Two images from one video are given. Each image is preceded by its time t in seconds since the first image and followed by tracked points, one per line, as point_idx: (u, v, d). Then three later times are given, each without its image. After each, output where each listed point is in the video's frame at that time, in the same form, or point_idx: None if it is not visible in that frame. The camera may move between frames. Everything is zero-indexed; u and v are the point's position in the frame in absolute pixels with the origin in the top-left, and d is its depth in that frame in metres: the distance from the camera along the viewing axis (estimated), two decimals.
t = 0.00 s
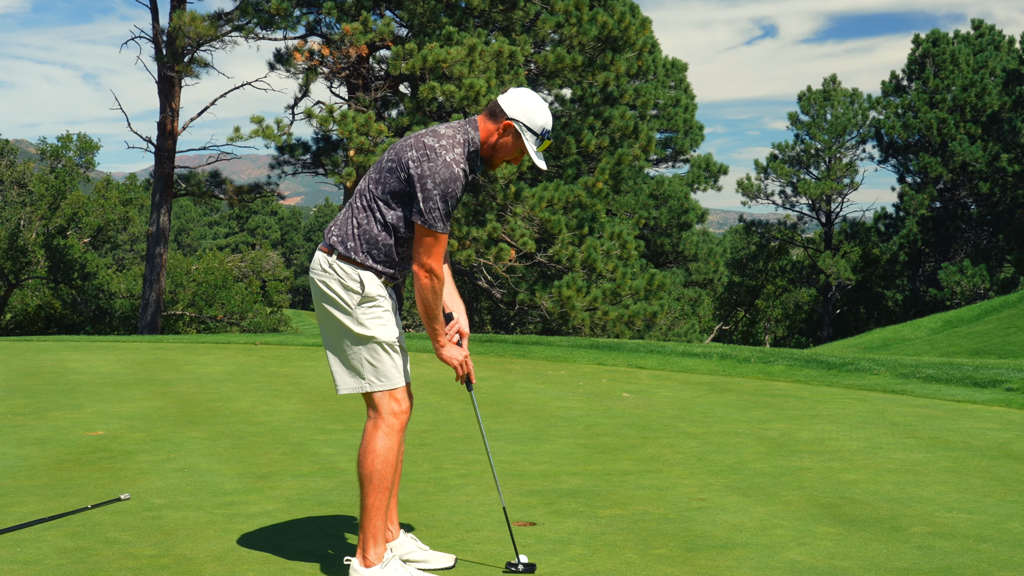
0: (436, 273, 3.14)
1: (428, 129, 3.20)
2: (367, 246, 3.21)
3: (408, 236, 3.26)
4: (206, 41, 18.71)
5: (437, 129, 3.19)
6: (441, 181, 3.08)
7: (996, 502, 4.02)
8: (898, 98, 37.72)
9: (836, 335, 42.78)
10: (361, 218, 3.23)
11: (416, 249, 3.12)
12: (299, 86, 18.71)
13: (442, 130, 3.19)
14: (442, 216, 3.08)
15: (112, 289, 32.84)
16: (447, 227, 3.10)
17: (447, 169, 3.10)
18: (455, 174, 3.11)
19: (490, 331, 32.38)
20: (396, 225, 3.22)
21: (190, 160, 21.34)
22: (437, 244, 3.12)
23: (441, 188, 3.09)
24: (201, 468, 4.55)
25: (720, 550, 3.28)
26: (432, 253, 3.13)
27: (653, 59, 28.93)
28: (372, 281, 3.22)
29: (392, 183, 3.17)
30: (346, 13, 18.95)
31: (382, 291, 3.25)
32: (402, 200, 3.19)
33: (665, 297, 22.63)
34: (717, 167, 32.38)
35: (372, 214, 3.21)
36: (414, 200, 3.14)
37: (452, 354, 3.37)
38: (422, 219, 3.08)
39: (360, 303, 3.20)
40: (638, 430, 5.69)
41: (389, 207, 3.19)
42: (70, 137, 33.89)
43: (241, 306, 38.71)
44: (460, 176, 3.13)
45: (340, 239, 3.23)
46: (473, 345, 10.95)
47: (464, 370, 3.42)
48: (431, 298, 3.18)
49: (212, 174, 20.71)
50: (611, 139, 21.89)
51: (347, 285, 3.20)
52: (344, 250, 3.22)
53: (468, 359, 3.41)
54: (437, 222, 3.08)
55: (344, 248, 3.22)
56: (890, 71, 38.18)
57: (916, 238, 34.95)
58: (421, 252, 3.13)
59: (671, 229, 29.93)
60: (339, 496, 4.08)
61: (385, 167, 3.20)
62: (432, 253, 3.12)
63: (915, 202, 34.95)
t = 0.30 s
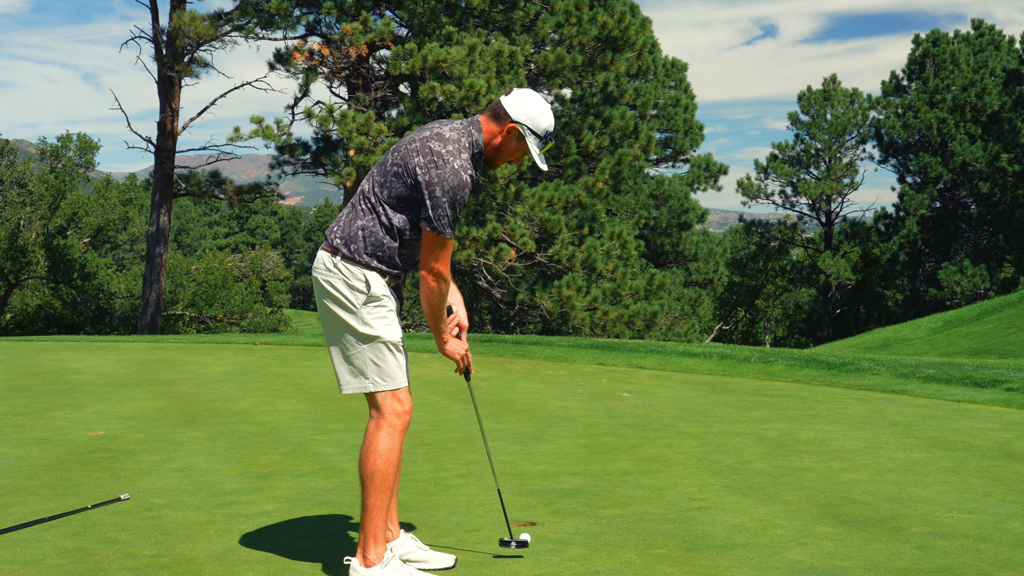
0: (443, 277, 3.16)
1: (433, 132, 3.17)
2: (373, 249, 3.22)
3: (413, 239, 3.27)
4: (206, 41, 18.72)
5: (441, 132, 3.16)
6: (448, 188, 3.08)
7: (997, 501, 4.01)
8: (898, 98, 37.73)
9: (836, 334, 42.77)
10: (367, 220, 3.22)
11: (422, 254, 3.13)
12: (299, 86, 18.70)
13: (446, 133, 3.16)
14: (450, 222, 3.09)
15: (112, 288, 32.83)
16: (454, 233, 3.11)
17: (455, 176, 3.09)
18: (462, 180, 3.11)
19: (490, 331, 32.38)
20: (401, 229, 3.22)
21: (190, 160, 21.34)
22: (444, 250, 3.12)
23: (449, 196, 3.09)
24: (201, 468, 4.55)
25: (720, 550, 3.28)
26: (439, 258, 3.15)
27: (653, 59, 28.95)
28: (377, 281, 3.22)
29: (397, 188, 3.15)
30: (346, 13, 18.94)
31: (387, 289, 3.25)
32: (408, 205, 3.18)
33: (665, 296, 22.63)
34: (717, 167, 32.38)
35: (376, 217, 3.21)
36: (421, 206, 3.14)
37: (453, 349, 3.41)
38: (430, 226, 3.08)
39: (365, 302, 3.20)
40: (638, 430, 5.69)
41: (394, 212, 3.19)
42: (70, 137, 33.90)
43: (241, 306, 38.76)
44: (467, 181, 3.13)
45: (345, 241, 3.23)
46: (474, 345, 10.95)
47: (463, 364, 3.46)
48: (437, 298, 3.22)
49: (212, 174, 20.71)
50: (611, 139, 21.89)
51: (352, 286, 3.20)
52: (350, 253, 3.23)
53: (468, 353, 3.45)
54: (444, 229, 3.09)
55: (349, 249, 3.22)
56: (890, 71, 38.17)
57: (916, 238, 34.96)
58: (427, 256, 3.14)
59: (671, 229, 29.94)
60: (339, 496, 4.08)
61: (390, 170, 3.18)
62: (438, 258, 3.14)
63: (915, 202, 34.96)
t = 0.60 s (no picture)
0: (442, 274, 3.15)
1: (431, 128, 3.18)
2: (374, 248, 3.21)
3: (413, 238, 3.27)
4: (206, 41, 18.71)
5: (438, 129, 3.18)
6: (447, 182, 3.09)
7: (996, 501, 4.01)
8: (898, 98, 37.73)
9: (836, 335, 42.75)
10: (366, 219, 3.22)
11: (421, 249, 3.12)
12: (299, 86, 18.70)
13: (444, 129, 3.18)
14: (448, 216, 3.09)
15: (112, 288, 32.83)
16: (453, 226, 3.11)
17: (454, 171, 3.10)
18: (460, 175, 3.12)
19: (490, 331, 32.40)
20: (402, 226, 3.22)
21: (190, 160, 21.34)
22: (442, 245, 3.11)
23: (448, 190, 3.09)
24: (201, 468, 4.55)
25: (720, 550, 3.28)
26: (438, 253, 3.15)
27: (653, 59, 28.95)
28: (379, 282, 3.22)
29: (396, 185, 3.15)
30: (346, 13, 18.94)
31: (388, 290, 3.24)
32: (408, 202, 3.18)
33: (666, 297, 22.63)
34: (716, 167, 32.37)
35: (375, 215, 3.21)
36: (420, 202, 3.14)
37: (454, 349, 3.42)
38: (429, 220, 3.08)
39: (368, 304, 3.20)
40: (638, 430, 5.69)
41: (394, 210, 3.19)
42: (70, 137, 33.93)
43: (241, 306, 38.80)
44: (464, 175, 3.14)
45: (345, 243, 3.23)
46: (474, 345, 10.94)
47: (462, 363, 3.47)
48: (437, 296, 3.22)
49: (212, 174, 20.72)
50: (611, 139, 21.90)
51: (353, 289, 3.20)
52: (350, 253, 3.23)
53: (467, 353, 3.47)
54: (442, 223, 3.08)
55: (351, 250, 3.22)
56: (890, 71, 38.16)
57: (916, 238, 34.97)
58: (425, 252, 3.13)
59: (671, 229, 29.93)
60: (339, 496, 4.08)
61: (388, 168, 3.18)
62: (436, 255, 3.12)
63: (915, 202, 34.96)
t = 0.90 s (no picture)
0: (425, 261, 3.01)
1: (436, 130, 3.21)
2: (378, 249, 3.21)
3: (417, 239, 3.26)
4: (206, 41, 18.71)
5: (445, 129, 3.21)
6: (452, 173, 3.08)
7: (996, 501, 4.01)
8: (898, 98, 37.73)
9: (836, 335, 42.75)
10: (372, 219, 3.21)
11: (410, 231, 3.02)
12: (299, 86, 18.68)
13: (450, 129, 3.21)
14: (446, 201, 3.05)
15: (113, 288, 32.85)
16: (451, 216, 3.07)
17: (461, 161, 3.11)
18: (463, 169, 3.11)
19: (490, 331, 32.39)
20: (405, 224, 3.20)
21: (190, 160, 21.35)
22: (434, 230, 3.04)
23: (452, 181, 3.09)
24: (201, 468, 4.55)
25: (720, 551, 3.28)
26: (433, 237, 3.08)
27: (653, 59, 28.95)
28: (387, 283, 3.24)
29: (403, 181, 3.16)
30: (346, 13, 18.92)
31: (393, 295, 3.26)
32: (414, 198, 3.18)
33: (666, 297, 22.63)
34: (716, 167, 32.37)
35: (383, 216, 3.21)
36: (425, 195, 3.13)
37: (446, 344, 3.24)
38: (425, 203, 3.04)
39: (378, 304, 3.23)
40: (638, 430, 5.69)
41: (400, 207, 3.19)
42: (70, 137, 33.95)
43: (241, 306, 38.83)
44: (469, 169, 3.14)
45: (351, 244, 3.22)
46: (474, 345, 10.95)
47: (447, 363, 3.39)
48: (422, 276, 3.02)
49: (212, 174, 20.74)
50: (611, 139, 21.93)
51: (360, 292, 3.22)
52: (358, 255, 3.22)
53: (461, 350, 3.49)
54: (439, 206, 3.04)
55: (357, 252, 3.22)
56: (890, 71, 38.17)
57: (916, 238, 34.96)
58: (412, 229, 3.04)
59: (671, 229, 29.93)
60: (339, 496, 4.07)
61: (394, 168, 3.19)
62: (425, 235, 3.03)
63: (915, 202, 34.96)
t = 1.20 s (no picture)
0: (435, 235, 3.09)
1: (456, 157, 3.36)
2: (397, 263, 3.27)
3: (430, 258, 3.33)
4: (206, 41, 18.71)
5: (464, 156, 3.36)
6: (471, 183, 3.20)
7: (996, 501, 4.01)
8: (898, 98, 37.74)
9: (836, 335, 42.74)
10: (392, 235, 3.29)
11: (423, 213, 3.10)
12: (299, 86, 18.67)
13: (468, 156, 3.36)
14: (464, 198, 3.17)
15: (113, 289, 32.86)
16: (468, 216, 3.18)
17: (479, 176, 3.24)
18: (482, 178, 3.23)
19: (490, 331, 32.34)
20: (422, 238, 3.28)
21: (190, 160, 21.36)
22: (447, 217, 3.12)
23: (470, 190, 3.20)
24: (201, 468, 4.55)
25: (720, 550, 3.28)
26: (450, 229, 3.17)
27: (653, 60, 28.96)
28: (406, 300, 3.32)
29: (423, 198, 3.27)
30: (346, 13, 18.90)
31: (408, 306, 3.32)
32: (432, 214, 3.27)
33: (666, 297, 22.64)
34: (716, 167, 32.36)
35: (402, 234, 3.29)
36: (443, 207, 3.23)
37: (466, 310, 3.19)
38: (442, 193, 3.17)
39: (403, 315, 3.29)
40: (638, 430, 5.69)
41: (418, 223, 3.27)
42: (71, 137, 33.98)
43: (241, 306, 38.85)
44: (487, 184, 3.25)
45: (372, 259, 3.28)
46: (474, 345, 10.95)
47: (480, 339, 3.36)
48: (436, 255, 3.11)
49: (212, 174, 20.76)
50: (611, 139, 21.95)
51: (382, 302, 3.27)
52: (380, 269, 3.27)
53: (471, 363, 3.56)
54: (458, 200, 3.16)
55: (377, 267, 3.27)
56: (890, 71, 38.18)
57: (916, 238, 34.99)
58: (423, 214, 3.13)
59: (671, 229, 29.93)
60: (339, 496, 4.08)
61: (415, 190, 3.29)
62: (442, 218, 3.12)
63: (915, 202, 34.95)
